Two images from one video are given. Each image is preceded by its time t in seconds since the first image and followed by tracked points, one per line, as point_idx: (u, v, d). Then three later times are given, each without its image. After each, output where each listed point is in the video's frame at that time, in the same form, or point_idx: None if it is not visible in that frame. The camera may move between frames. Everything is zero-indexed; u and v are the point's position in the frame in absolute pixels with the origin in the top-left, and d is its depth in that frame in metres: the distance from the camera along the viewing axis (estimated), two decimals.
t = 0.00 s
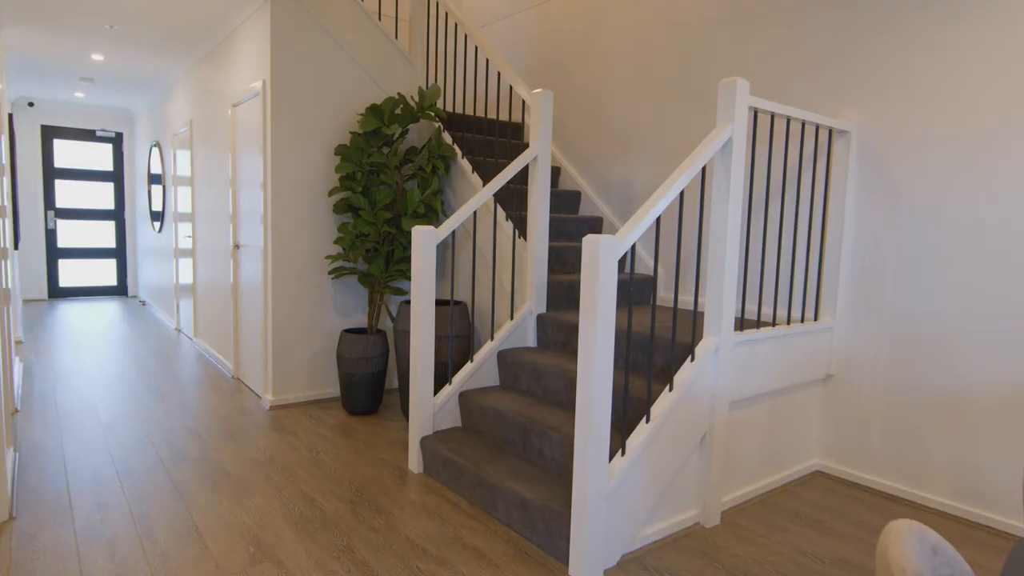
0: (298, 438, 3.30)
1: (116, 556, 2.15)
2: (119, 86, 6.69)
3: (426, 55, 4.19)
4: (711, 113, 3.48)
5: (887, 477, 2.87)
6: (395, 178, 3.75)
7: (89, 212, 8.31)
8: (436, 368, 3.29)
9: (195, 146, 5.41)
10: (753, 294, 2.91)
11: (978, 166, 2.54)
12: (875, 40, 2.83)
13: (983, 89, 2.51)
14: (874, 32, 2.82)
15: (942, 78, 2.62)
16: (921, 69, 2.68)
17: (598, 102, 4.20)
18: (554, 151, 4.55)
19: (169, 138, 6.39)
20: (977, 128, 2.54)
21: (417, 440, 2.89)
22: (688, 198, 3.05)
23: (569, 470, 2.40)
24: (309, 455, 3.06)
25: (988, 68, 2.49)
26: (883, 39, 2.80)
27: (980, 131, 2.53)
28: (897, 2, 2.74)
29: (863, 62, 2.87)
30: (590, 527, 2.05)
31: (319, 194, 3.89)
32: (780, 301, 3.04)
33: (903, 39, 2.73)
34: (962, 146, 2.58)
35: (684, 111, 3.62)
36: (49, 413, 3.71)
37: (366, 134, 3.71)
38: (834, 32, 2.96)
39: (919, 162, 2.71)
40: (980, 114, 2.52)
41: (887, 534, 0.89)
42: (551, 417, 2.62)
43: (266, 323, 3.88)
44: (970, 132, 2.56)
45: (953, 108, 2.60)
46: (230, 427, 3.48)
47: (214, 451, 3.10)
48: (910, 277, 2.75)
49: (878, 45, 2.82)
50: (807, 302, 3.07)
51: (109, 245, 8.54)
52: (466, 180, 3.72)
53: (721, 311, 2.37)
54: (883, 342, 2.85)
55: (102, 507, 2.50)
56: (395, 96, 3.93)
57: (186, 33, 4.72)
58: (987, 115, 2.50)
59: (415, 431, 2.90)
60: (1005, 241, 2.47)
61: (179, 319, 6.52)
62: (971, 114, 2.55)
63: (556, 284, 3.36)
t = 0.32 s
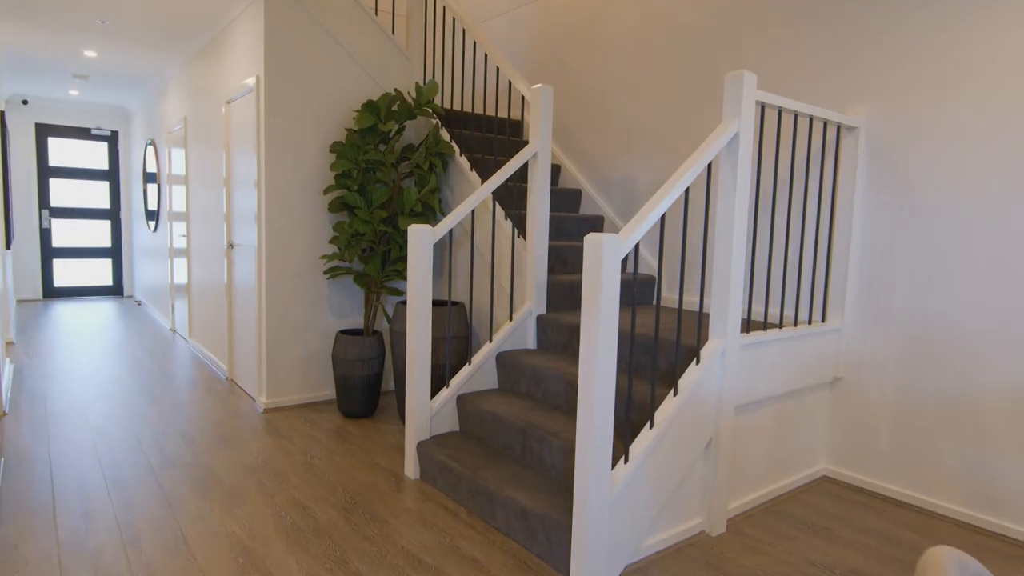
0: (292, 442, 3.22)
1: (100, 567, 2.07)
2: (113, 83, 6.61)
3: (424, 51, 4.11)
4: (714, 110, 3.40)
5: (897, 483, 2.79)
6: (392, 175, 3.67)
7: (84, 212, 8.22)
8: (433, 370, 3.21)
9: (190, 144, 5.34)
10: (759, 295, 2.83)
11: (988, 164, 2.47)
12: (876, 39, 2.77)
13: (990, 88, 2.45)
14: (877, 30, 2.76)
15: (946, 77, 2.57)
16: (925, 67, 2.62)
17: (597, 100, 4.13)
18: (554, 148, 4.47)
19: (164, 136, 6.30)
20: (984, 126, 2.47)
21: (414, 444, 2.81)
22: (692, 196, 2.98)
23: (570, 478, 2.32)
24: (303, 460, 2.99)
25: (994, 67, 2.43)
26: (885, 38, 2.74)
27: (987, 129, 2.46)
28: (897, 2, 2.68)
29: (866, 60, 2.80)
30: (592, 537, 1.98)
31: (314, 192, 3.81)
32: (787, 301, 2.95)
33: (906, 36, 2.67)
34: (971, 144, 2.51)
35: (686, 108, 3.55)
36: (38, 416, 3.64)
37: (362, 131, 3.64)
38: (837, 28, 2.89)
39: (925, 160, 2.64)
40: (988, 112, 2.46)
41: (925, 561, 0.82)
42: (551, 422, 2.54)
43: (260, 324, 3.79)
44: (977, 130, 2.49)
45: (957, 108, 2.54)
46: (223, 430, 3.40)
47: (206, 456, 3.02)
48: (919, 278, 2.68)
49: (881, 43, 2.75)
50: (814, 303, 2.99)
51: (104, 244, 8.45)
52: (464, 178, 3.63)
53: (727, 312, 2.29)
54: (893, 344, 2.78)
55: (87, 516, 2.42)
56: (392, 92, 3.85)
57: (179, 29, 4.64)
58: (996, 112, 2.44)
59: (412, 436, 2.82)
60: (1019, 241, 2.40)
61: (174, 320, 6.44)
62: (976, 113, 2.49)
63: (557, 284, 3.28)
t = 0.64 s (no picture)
0: (285, 448, 3.14)
1: None
2: (107, 80, 6.52)
3: (421, 46, 4.03)
4: (718, 106, 3.32)
5: (907, 490, 2.71)
6: (388, 173, 3.58)
7: (79, 210, 8.14)
8: (429, 373, 3.13)
9: (183, 142, 5.25)
10: (766, 296, 2.75)
11: (1001, 161, 2.38)
12: (884, 32, 2.69)
13: (1003, 82, 2.37)
14: (885, 24, 2.68)
15: (956, 71, 2.48)
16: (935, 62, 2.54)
17: (598, 96, 4.04)
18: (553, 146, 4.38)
19: (158, 135, 6.22)
20: (997, 121, 2.39)
21: (409, 450, 2.73)
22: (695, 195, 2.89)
23: (571, 486, 2.23)
24: (296, 466, 2.90)
25: (1008, 60, 2.35)
26: (894, 32, 2.65)
27: (1001, 125, 2.38)
28: None
29: (874, 54, 2.72)
30: (594, 550, 1.89)
31: (309, 191, 3.72)
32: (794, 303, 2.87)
33: (915, 30, 2.59)
34: (983, 140, 2.43)
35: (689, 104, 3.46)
36: (26, 420, 3.55)
37: (357, 128, 3.55)
38: (844, 21, 2.81)
39: (935, 157, 2.56)
40: (1002, 106, 2.37)
41: None
42: (552, 428, 2.46)
43: (253, 325, 3.70)
44: (991, 125, 2.41)
45: (968, 103, 2.46)
46: (215, 435, 3.31)
47: (196, 462, 2.94)
48: (930, 279, 2.59)
49: (890, 37, 2.67)
50: (822, 305, 2.90)
51: (100, 244, 8.38)
52: (463, 176, 3.55)
53: (734, 315, 2.21)
54: (904, 348, 2.69)
55: (70, 526, 2.33)
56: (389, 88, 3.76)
57: (172, 25, 4.55)
58: (1010, 107, 2.35)
59: (408, 442, 2.73)
60: None
61: (169, 320, 6.35)
62: (989, 108, 2.41)
63: (557, 284, 3.19)
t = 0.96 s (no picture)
0: (277, 454, 3.05)
1: None
2: (100, 78, 6.43)
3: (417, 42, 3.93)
4: (723, 103, 3.22)
5: (920, 499, 2.62)
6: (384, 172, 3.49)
7: (73, 210, 8.05)
8: (426, 377, 3.04)
9: (177, 141, 5.16)
10: (773, 298, 2.66)
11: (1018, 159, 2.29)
12: (897, 24, 2.59)
13: None
14: (902, 14, 2.57)
15: (974, 64, 2.39)
16: (950, 55, 2.44)
17: (599, 93, 3.95)
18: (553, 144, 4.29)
19: (153, 133, 6.13)
20: (1017, 117, 2.28)
21: (405, 458, 2.63)
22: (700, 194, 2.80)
23: (572, 497, 2.15)
24: (288, 474, 2.82)
25: None
26: (911, 23, 2.55)
27: (1021, 121, 2.27)
28: None
29: (886, 47, 2.62)
30: (597, 566, 1.80)
31: (303, 190, 3.63)
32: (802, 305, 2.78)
33: (932, 21, 2.48)
34: (1000, 137, 2.33)
35: (693, 100, 3.37)
36: (13, 425, 3.46)
37: (352, 125, 3.46)
38: (854, 14, 2.71)
39: (949, 155, 2.46)
40: (1019, 101, 2.28)
41: None
42: (552, 436, 2.37)
43: (245, 327, 3.61)
44: (1009, 121, 2.31)
45: (985, 98, 2.36)
46: (205, 441, 3.22)
47: (185, 469, 2.85)
48: (944, 281, 2.50)
49: (903, 29, 2.57)
50: (832, 307, 2.81)
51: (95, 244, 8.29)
52: (461, 175, 3.46)
53: (741, 319, 2.12)
54: (917, 352, 2.60)
55: (52, 536, 2.24)
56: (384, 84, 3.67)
57: (164, 20, 4.45)
58: None
59: (403, 449, 2.64)
60: None
61: (163, 321, 6.26)
62: (1007, 104, 2.31)
63: (558, 286, 3.10)
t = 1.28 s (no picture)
0: (270, 463, 2.95)
1: None
2: (94, 76, 6.33)
3: (414, 38, 3.84)
4: (731, 100, 3.13)
5: (935, 511, 2.52)
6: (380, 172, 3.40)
7: (68, 210, 7.95)
8: (423, 384, 2.95)
9: (170, 140, 5.06)
10: (782, 303, 2.56)
11: None
12: (911, 18, 2.49)
13: None
14: (916, 7, 2.47)
15: (994, 60, 2.29)
16: (967, 50, 2.35)
17: (601, 91, 3.85)
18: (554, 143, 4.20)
19: (147, 132, 6.03)
20: None
21: (400, 468, 2.54)
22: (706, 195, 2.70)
23: (574, 512, 2.06)
24: (280, 484, 2.72)
25: None
26: (926, 17, 2.45)
27: None
28: None
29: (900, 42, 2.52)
30: None
31: (296, 190, 3.53)
32: (811, 310, 2.69)
33: (949, 14, 2.39)
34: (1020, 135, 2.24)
35: (697, 98, 3.28)
36: None
37: (347, 123, 3.37)
38: (870, 7, 2.61)
39: (967, 153, 2.37)
40: None
41: None
42: (553, 446, 2.27)
43: (237, 331, 3.52)
44: None
45: (1009, 93, 2.25)
46: (196, 449, 3.13)
47: (173, 480, 2.75)
48: (961, 284, 2.41)
49: (919, 23, 2.47)
50: (842, 312, 2.72)
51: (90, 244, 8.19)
52: (459, 174, 3.37)
53: (751, 326, 2.02)
54: (931, 358, 2.50)
55: (30, 552, 2.14)
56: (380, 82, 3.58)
57: (156, 17, 4.35)
58: None
59: (398, 459, 2.55)
60: None
61: (157, 323, 6.17)
62: None
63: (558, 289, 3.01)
